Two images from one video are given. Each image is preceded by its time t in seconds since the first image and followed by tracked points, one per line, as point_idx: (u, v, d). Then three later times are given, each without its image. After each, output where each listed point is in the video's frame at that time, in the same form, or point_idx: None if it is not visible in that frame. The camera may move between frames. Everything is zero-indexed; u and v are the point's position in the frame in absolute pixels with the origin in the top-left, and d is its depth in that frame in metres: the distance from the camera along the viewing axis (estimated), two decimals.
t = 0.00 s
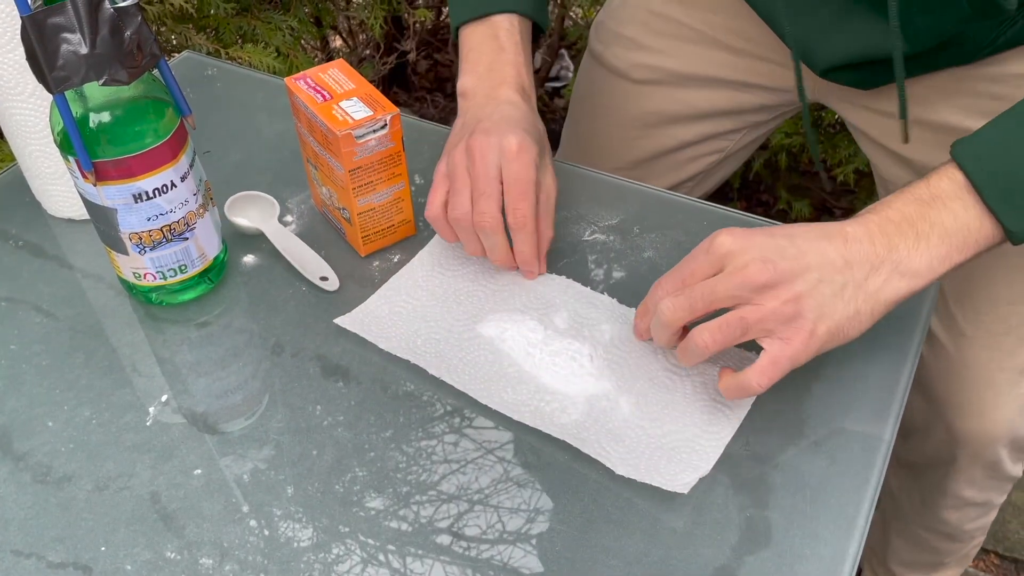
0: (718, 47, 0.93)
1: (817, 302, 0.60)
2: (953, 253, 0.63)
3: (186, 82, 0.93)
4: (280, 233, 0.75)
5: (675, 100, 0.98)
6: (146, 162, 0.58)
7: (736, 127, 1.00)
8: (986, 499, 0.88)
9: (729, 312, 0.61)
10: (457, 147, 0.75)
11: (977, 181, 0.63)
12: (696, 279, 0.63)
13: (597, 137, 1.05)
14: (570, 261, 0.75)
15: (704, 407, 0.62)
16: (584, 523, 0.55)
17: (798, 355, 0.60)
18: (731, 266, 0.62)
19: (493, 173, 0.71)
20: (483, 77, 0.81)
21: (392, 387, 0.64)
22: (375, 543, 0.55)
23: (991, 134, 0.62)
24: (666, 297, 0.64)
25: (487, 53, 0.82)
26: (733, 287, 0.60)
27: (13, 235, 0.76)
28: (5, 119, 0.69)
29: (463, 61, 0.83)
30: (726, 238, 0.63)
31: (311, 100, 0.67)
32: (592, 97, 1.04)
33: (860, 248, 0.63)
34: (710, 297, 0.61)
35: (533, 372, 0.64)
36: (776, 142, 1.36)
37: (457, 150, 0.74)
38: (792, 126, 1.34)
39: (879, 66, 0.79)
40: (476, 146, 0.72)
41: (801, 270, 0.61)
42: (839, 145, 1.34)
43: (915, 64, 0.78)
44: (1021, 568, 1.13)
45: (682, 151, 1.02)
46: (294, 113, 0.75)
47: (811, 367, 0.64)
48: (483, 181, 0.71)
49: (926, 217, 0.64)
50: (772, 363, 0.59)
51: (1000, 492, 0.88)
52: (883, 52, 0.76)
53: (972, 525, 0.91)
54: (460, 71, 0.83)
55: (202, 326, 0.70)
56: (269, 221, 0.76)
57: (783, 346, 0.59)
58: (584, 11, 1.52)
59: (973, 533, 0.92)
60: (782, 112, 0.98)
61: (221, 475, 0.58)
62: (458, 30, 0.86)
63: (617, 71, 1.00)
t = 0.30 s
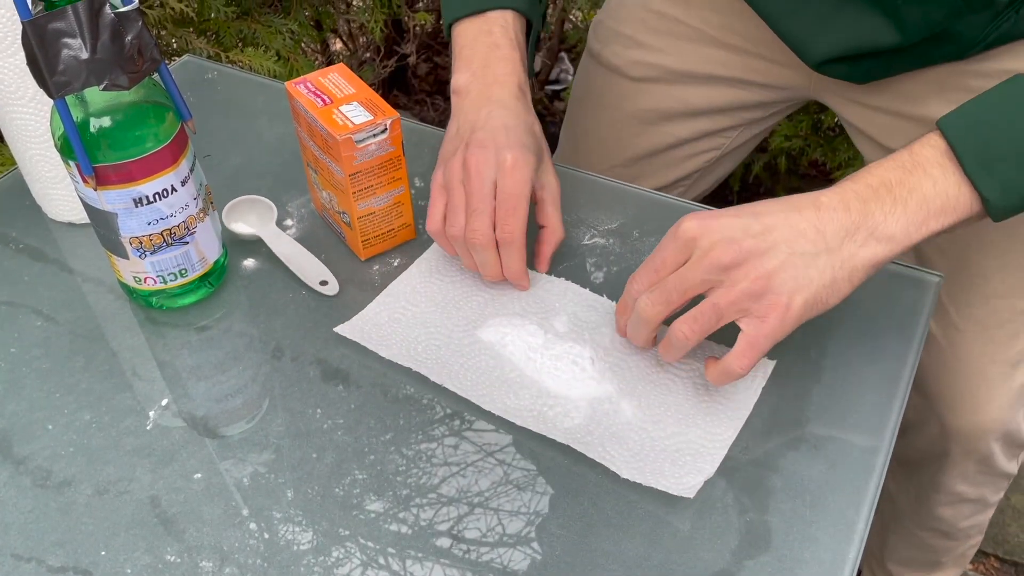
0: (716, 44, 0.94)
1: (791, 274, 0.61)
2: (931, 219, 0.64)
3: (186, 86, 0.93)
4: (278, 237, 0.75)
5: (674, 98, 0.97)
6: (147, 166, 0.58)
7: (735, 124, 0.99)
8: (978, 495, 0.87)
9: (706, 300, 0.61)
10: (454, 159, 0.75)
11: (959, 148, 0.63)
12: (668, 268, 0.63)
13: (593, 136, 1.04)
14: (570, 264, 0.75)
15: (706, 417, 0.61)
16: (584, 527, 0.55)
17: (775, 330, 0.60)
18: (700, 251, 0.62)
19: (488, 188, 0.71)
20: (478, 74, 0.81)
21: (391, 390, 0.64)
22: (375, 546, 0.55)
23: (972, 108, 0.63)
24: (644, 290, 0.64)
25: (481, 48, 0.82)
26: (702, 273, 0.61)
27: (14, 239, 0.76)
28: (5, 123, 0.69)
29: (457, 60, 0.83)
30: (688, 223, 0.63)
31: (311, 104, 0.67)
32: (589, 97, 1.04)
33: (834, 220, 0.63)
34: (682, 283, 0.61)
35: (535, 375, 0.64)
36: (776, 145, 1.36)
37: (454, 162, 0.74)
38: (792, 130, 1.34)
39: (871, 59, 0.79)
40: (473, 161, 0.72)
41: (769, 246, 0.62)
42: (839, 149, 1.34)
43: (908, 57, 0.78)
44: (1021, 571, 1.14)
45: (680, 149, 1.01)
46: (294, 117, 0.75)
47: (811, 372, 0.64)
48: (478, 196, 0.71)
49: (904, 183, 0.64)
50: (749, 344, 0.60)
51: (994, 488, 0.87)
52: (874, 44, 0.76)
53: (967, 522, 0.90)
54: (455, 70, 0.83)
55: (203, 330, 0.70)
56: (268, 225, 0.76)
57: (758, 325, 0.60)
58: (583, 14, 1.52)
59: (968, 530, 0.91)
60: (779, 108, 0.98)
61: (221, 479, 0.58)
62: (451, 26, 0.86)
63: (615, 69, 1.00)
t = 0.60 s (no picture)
0: (726, 19, 0.92)
1: (788, 259, 0.58)
2: (929, 211, 0.60)
3: (186, 88, 0.93)
4: (277, 239, 0.75)
5: (689, 73, 0.97)
6: (146, 169, 0.58)
7: (752, 95, 0.99)
8: (980, 451, 0.88)
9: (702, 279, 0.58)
10: (445, 136, 0.71)
11: (954, 135, 0.60)
12: (666, 249, 0.61)
13: (616, 112, 1.05)
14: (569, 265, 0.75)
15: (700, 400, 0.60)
16: (583, 529, 0.55)
17: (772, 313, 0.57)
18: (698, 229, 0.59)
19: (481, 164, 0.67)
20: (467, 62, 0.79)
21: (390, 392, 0.64)
22: (374, 548, 0.55)
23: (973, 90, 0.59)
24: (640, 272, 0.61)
25: (472, 35, 0.81)
26: (700, 253, 0.58)
27: (13, 241, 0.76)
28: (5, 126, 0.69)
29: (445, 49, 0.82)
30: (689, 199, 0.60)
31: (310, 107, 0.67)
32: (609, 73, 1.04)
33: (832, 207, 0.60)
34: (679, 264, 0.59)
35: (533, 373, 0.64)
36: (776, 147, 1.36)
37: (444, 138, 0.71)
38: (791, 131, 1.34)
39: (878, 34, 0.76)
40: (465, 134, 0.69)
41: (770, 228, 0.58)
42: (839, 151, 1.34)
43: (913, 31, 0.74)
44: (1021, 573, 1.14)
45: (702, 120, 1.01)
46: (293, 120, 0.75)
47: (810, 373, 0.64)
48: (471, 170, 0.67)
49: (903, 171, 0.61)
50: (745, 326, 0.57)
51: (994, 445, 0.88)
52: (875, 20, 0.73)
53: (971, 485, 0.90)
54: (443, 60, 0.81)
55: (202, 332, 0.70)
56: (268, 227, 0.77)
57: (755, 308, 0.57)
58: (583, 16, 1.53)
59: (975, 495, 0.91)
60: (796, 74, 0.97)
61: (220, 482, 0.58)
62: (439, 14, 0.84)
63: (628, 48, 0.99)
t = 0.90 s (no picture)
0: (723, 22, 0.92)
1: (790, 268, 0.59)
2: (939, 204, 0.61)
3: (186, 90, 0.93)
4: (277, 242, 0.76)
5: (687, 76, 0.97)
6: (146, 170, 0.58)
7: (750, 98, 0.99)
8: (978, 451, 0.88)
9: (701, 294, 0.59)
10: (445, 151, 0.72)
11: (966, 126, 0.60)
12: (664, 259, 0.61)
13: (613, 114, 1.05)
14: (569, 266, 0.75)
15: (704, 401, 0.62)
16: (582, 530, 0.55)
17: (773, 326, 0.58)
18: (695, 242, 0.60)
19: (480, 189, 0.68)
20: (465, 52, 0.78)
21: (389, 394, 0.64)
22: (374, 549, 0.55)
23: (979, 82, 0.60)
24: (635, 284, 0.62)
25: (467, 27, 0.80)
26: (699, 267, 0.59)
27: (13, 243, 0.77)
28: (5, 127, 0.69)
29: (444, 40, 0.81)
30: (686, 213, 0.60)
31: (308, 108, 0.67)
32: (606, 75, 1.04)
33: (835, 204, 0.60)
34: (676, 280, 0.59)
35: (537, 366, 0.65)
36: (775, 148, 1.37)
37: (444, 155, 0.72)
38: (791, 132, 1.35)
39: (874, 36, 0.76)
40: (463, 154, 0.69)
41: (770, 239, 0.59)
42: (838, 152, 1.34)
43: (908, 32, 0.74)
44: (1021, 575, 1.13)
45: (700, 122, 1.01)
46: (292, 121, 0.75)
47: (810, 374, 0.64)
48: (470, 191, 0.68)
49: (911, 163, 0.61)
50: (746, 340, 0.58)
51: (993, 446, 0.89)
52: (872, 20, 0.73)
53: (970, 486, 0.90)
54: (440, 50, 0.80)
55: (201, 333, 0.70)
56: (267, 229, 0.77)
57: (756, 321, 0.58)
58: (583, 17, 1.53)
59: (973, 496, 0.91)
60: (793, 75, 0.97)
61: (219, 483, 0.58)
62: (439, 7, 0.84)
63: (625, 51, 0.99)
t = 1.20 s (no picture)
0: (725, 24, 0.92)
1: (733, 399, 0.52)
2: (888, 310, 0.54)
3: (186, 90, 0.93)
4: (279, 241, 0.76)
5: (688, 78, 0.97)
6: (146, 170, 0.58)
7: (752, 98, 0.98)
8: (980, 456, 0.88)
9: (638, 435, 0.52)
10: (393, 233, 0.66)
11: (919, 226, 0.54)
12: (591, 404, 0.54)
13: (615, 115, 1.05)
14: (569, 267, 0.75)
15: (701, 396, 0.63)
16: (582, 531, 0.55)
17: (725, 461, 0.51)
18: (627, 386, 0.52)
19: (417, 272, 0.63)
20: (452, 112, 0.73)
21: (389, 394, 0.64)
22: (375, 549, 0.55)
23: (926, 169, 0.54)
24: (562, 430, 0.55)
25: (455, 87, 0.74)
26: (631, 408, 0.51)
27: (14, 243, 0.77)
28: (5, 127, 0.69)
29: (432, 94, 0.75)
30: (613, 356, 0.53)
31: (309, 108, 0.67)
32: (607, 78, 1.04)
33: (780, 317, 0.53)
34: (611, 420, 0.51)
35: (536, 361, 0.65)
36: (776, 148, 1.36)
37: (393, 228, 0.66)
38: (791, 132, 1.35)
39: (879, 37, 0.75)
40: (408, 240, 0.64)
41: (708, 370, 0.52)
42: (840, 152, 1.34)
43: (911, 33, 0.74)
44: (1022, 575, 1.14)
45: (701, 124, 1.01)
46: (292, 120, 0.75)
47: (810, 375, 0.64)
48: (399, 283, 0.62)
49: (856, 269, 0.55)
50: (703, 482, 0.50)
51: (994, 449, 0.89)
52: (875, 22, 0.72)
53: (971, 489, 0.91)
54: (431, 105, 0.75)
55: (202, 333, 0.70)
56: (267, 229, 0.77)
57: (707, 459, 0.51)
58: (584, 18, 1.53)
59: (974, 499, 0.92)
60: (794, 77, 0.96)
61: (219, 483, 0.58)
62: (433, 56, 0.79)
63: (626, 53, 1.00)
